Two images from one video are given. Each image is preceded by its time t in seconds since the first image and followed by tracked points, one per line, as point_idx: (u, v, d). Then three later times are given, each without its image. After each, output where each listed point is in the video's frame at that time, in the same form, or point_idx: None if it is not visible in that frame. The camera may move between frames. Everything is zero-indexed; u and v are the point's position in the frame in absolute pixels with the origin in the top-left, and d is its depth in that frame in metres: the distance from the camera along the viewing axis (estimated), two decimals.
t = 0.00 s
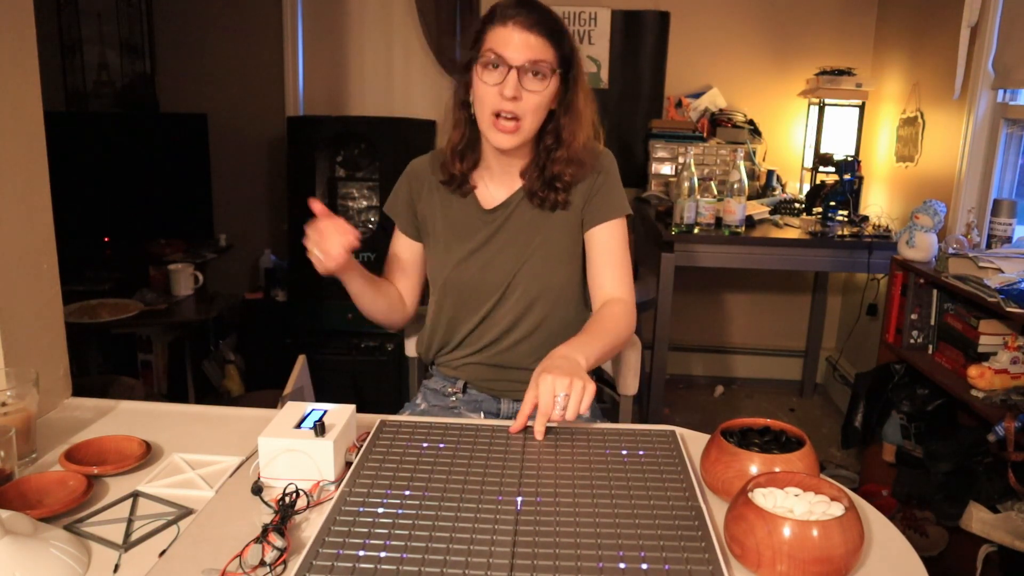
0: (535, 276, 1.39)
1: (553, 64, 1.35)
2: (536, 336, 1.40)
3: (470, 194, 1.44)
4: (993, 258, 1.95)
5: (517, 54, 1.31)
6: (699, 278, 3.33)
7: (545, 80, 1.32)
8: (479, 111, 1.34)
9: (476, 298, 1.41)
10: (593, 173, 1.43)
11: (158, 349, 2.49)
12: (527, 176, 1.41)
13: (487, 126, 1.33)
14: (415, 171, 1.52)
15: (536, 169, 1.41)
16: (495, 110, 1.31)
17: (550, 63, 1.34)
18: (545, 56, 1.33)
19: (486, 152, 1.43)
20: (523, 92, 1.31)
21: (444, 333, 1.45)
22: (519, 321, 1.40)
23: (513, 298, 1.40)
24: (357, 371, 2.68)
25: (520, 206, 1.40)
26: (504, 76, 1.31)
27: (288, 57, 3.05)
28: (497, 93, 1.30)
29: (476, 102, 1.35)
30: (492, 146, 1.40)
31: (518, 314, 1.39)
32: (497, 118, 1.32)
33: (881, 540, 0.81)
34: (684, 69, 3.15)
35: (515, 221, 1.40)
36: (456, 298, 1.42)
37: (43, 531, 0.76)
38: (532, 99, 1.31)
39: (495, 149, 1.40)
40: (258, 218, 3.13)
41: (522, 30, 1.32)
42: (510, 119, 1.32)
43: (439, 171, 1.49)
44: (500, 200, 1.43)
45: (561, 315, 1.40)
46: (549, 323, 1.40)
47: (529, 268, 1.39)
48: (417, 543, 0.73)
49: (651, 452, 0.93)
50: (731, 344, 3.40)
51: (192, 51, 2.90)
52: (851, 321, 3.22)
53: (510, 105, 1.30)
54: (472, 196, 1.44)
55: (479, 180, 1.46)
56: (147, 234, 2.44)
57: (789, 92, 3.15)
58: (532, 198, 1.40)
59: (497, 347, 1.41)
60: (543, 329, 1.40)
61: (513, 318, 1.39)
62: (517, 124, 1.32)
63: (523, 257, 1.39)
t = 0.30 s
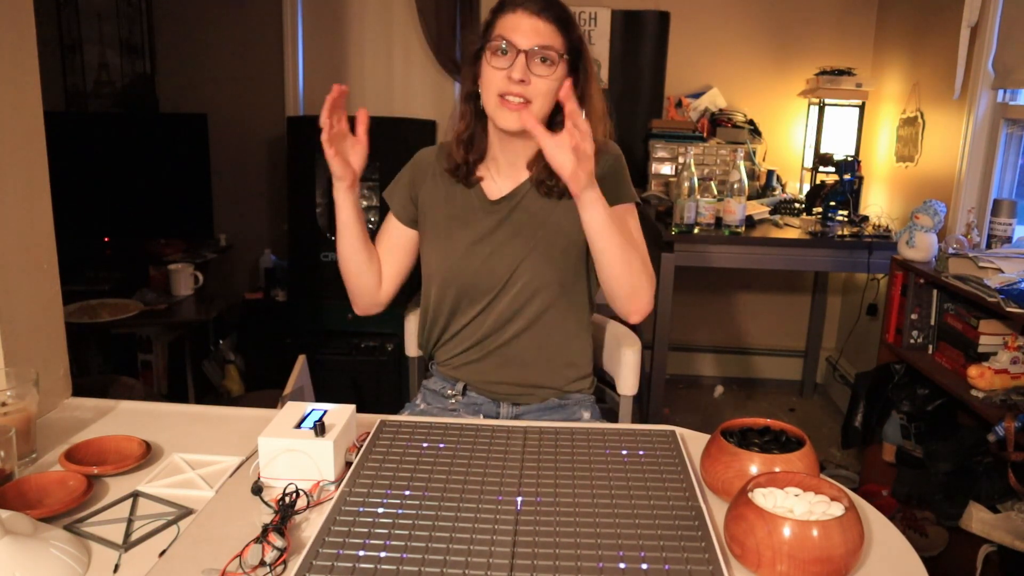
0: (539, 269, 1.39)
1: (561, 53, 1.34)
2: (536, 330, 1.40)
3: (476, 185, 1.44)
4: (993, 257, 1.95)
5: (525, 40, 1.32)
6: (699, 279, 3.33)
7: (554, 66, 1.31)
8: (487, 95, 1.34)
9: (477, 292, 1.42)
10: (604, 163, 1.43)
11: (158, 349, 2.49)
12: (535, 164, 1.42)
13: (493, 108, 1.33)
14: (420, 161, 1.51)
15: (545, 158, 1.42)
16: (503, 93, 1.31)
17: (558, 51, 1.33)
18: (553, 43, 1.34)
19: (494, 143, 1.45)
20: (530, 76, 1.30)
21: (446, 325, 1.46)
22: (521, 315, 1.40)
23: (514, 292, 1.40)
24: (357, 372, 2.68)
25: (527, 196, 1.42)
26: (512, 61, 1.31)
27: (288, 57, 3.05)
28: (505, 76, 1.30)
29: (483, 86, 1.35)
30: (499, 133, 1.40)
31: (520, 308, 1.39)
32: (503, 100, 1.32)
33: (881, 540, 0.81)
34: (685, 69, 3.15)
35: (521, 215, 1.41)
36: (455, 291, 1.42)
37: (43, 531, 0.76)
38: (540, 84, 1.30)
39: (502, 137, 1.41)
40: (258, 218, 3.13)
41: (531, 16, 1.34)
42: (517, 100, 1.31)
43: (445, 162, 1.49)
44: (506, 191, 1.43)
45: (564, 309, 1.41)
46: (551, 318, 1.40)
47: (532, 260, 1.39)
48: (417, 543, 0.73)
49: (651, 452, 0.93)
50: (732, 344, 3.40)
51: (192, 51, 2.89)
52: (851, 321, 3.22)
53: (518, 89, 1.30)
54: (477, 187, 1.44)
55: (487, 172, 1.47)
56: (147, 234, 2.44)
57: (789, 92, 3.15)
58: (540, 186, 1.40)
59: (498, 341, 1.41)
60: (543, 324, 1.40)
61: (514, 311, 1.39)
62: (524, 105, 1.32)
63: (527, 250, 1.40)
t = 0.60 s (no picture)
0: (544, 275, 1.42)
1: (561, 73, 1.33)
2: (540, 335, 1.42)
3: (477, 197, 1.44)
4: (993, 257, 1.95)
5: (523, 64, 1.30)
6: (699, 278, 3.34)
7: (553, 88, 1.31)
8: (485, 118, 1.35)
9: (482, 298, 1.43)
10: (605, 178, 1.45)
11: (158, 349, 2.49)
12: (535, 178, 1.42)
13: (493, 132, 1.34)
14: (421, 169, 1.51)
15: (546, 172, 1.42)
16: (501, 118, 1.32)
17: (557, 72, 1.33)
18: (552, 66, 1.31)
19: (494, 154, 1.44)
20: (529, 103, 1.30)
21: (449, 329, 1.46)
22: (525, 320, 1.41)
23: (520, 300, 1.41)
24: (357, 372, 2.68)
25: (527, 208, 1.42)
26: (510, 86, 1.31)
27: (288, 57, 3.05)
28: (502, 101, 1.31)
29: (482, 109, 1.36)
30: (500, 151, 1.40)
31: (525, 314, 1.41)
32: (503, 125, 1.32)
33: (881, 540, 0.81)
34: (685, 69, 3.15)
35: (524, 221, 1.42)
36: (459, 297, 1.43)
37: (43, 531, 0.76)
38: (539, 109, 1.30)
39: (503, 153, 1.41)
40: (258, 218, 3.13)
41: (529, 40, 1.30)
42: (516, 125, 1.31)
43: (445, 172, 1.48)
44: (508, 203, 1.43)
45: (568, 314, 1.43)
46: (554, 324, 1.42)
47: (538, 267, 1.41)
48: (416, 544, 0.73)
49: (651, 452, 0.93)
50: (732, 343, 3.40)
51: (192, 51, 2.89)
52: (851, 321, 3.22)
53: (516, 115, 1.30)
54: (479, 198, 1.44)
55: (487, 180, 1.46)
56: (147, 234, 2.44)
57: (789, 92, 3.15)
58: (541, 200, 1.41)
59: (502, 345, 1.41)
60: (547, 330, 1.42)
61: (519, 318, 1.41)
62: (523, 129, 1.32)
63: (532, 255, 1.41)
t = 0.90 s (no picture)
0: (545, 273, 1.42)
1: (564, 75, 1.33)
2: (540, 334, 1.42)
3: (479, 193, 1.44)
4: (993, 257, 1.95)
5: (527, 63, 1.30)
6: (699, 278, 3.34)
7: (555, 89, 1.31)
8: (486, 114, 1.34)
9: (481, 296, 1.43)
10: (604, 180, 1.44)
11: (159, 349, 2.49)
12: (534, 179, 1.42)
13: (493, 128, 1.32)
14: (425, 165, 1.52)
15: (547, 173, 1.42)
16: (501, 116, 1.31)
17: (560, 72, 1.32)
18: (555, 67, 1.31)
19: (494, 152, 1.43)
20: (530, 102, 1.29)
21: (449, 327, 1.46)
22: (525, 318, 1.41)
23: (520, 296, 1.42)
24: (357, 372, 2.68)
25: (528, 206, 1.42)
26: (512, 84, 1.30)
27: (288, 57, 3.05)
28: (504, 99, 1.30)
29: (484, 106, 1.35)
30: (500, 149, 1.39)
31: (525, 312, 1.41)
32: (502, 122, 1.31)
33: (881, 540, 0.81)
34: (685, 69, 3.15)
35: (524, 221, 1.41)
36: (459, 294, 1.43)
37: (42, 531, 0.76)
38: (540, 109, 1.29)
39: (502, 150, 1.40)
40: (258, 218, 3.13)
41: (533, 39, 1.30)
42: (516, 124, 1.30)
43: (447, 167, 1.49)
44: (507, 200, 1.43)
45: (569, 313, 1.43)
46: (554, 323, 1.42)
47: (539, 266, 1.41)
48: (416, 544, 0.73)
49: (651, 452, 0.93)
50: (733, 343, 3.40)
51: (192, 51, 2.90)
52: (851, 321, 3.22)
53: (516, 114, 1.29)
54: (481, 195, 1.44)
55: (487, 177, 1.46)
56: (147, 234, 2.44)
57: (789, 92, 3.15)
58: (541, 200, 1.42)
59: (503, 344, 1.41)
60: (547, 329, 1.42)
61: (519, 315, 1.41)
62: (523, 129, 1.30)
63: (533, 254, 1.41)
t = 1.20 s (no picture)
0: (539, 276, 1.39)
1: (578, 72, 1.33)
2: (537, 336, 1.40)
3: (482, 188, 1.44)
4: (993, 257, 1.95)
5: (541, 57, 1.30)
6: (700, 278, 3.33)
7: (568, 87, 1.31)
8: (496, 106, 1.35)
9: (479, 295, 1.42)
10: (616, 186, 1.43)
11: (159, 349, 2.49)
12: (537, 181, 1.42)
13: (502, 121, 1.34)
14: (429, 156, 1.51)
15: (552, 176, 1.41)
16: (512, 108, 1.32)
17: (574, 70, 1.32)
18: (570, 64, 1.32)
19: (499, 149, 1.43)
20: (542, 97, 1.30)
21: (450, 324, 1.46)
22: (523, 319, 1.40)
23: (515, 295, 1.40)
24: (357, 372, 2.68)
25: (529, 208, 1.41)
26: (525, 78, 1.31)
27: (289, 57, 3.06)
28: (516, 93, 1.30)
29: (494, 96, 1.35)
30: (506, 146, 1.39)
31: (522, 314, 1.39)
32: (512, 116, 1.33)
33: (881, 540, 0.81)
34: (685, 69, 3.15)
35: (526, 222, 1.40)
36: (456, 293, 1.43)
37: (43, 531, 0.76)
38: (552, 105, 1.30)
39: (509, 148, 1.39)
40: (258, 219, 3.13)
41: (549, 34, 1.30)
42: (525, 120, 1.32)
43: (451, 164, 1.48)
44: (510, 196, 1.43)
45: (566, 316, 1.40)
46: (551, 326, 1.40)
47: (533, 269, 1.39)
48: (417, 543, 0.73)
49: (651, 452, 0.93)
50: (732, 343, 3.40)
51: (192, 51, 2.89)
52: (851, 322, 3.22)
53: (528, 108, 1.30)
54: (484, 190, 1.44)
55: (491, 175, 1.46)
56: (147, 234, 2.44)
57: (789, 92, 3.15)
58: (545, 204, 1.40)
59: (500, 344, 1.41)
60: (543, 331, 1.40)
61: (514, 316, 1.39)
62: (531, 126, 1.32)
63: (529, 256, 1.39)
